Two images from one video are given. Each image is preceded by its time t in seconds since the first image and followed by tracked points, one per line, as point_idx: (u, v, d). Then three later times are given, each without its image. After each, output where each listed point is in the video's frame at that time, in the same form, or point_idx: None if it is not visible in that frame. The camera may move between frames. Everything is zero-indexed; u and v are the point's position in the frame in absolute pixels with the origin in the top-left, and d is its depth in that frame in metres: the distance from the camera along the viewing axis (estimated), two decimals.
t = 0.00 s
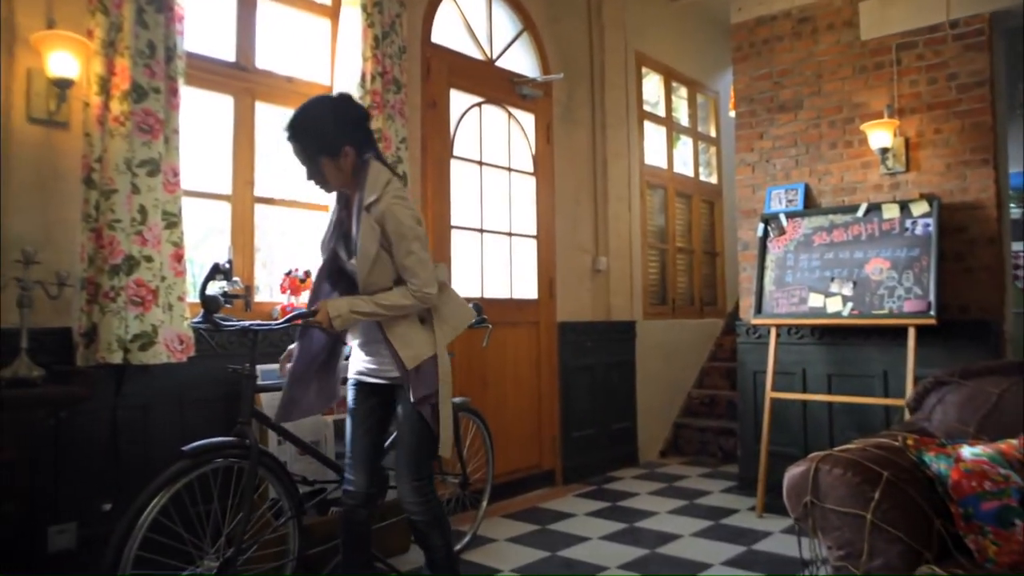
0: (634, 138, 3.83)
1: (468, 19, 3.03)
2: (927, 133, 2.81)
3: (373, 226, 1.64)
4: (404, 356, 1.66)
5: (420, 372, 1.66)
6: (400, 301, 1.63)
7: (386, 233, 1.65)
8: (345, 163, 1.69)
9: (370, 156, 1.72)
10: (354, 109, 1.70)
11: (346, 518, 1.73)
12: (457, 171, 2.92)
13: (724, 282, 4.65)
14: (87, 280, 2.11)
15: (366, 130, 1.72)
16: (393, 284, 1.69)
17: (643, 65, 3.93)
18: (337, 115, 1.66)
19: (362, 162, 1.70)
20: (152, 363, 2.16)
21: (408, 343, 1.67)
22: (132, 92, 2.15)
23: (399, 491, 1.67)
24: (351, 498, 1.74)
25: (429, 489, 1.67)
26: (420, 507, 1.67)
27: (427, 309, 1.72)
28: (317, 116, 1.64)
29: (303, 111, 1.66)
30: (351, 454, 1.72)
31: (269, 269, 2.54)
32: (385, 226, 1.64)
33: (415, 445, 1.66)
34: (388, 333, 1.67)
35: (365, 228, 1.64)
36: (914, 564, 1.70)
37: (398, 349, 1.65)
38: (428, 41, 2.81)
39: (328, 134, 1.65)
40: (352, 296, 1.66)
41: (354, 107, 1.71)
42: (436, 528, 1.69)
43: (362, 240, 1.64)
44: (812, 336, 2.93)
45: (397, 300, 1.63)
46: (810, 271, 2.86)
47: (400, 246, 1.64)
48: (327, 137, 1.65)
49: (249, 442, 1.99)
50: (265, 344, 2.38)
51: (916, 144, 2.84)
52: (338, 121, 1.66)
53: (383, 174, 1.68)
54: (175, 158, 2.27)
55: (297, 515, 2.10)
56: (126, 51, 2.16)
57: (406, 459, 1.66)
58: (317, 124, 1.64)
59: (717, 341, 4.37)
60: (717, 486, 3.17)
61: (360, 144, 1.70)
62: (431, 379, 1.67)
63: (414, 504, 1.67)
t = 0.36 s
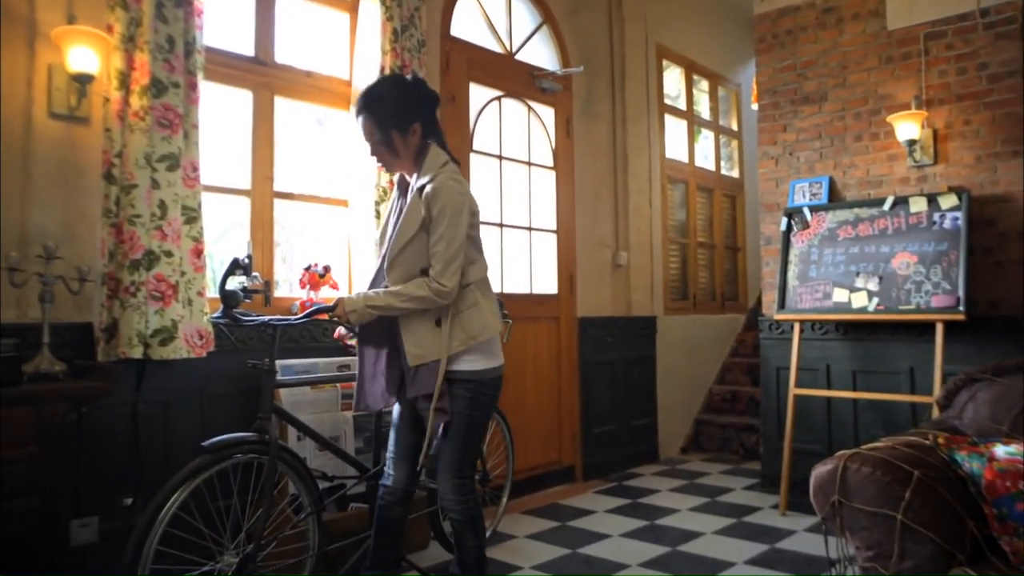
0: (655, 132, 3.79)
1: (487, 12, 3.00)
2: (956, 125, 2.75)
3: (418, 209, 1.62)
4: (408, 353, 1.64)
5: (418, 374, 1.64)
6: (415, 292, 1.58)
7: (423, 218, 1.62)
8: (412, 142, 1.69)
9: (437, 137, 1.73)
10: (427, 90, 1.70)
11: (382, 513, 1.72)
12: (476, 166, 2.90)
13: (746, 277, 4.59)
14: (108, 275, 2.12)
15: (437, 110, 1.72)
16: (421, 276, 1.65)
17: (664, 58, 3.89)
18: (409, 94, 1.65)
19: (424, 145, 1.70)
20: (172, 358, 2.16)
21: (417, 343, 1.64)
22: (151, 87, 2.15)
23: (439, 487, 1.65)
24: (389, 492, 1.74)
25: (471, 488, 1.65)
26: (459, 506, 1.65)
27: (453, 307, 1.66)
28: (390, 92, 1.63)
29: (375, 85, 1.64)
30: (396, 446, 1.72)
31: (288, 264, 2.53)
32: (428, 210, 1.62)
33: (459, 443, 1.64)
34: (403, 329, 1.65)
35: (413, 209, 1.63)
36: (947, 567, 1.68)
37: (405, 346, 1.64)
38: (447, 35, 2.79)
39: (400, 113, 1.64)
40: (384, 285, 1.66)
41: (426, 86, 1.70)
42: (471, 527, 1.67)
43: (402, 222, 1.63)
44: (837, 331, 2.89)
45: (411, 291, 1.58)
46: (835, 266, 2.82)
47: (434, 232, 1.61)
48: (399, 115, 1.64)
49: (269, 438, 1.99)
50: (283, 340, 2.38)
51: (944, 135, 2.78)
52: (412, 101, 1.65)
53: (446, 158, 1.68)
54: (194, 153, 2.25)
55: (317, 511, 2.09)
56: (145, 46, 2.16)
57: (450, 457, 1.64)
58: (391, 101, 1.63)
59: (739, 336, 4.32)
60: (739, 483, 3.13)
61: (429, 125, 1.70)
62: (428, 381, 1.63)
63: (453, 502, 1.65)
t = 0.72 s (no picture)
0: (665, 130, 3.77)
1: (497, 10, 2.99)
2: (971, 121, 2.72)
3: (436, 201, 1.60)
4: (415, 347, 1.63)
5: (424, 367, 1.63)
6: (421, 288, 1.56)
7: (440, 211, 1.60)
8: (441, 126, 1.67)
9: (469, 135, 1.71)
10: (472, 86, 1.69)
11: (399, 514, 1.68)
12: (486, 164, 2.88)
13: (758, 275, 4.56)
14: (117, 274, 2.11)
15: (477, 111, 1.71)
16: (433, 270, 1.62)
17: (674, 56, 3.87)
18: (453, 81, 1.65)
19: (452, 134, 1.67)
20: (181, 357, 2.17)
21: (426, 341, 1.63)
22: (161, 86, 2.15)
23: (458, 488, 1.63)
24: (406, 492, 1.70)
25: (490, 488, 1.64)
26: (477, 507, 1.64)
27: (462, 304, 1.65)
28: (436, 70, 1.63)
29: (424, 61, 1.63)
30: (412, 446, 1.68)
31: (298, 263, 2.52)
32: (446, 203, 1.59)
33: (479, 444, 1.62)
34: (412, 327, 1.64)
35: (430, 200, 1.61)
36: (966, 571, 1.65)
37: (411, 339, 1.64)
38: (457, 32, 2.78)
39: (436, 91, 1.62)
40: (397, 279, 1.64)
41: (472, 84, 1.70)
42: (489, 527, 1.66)
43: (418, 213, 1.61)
44: (850, 331, 2.87)
45: (418, 287, 1.56)
46: (848, 265, 2.79)
47: (449, 226, 1.58)
48: (435, 93, 1.62)
49: (279, 438, 1.98)
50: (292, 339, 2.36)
51: (959, 132, 2.75)
52: (454, 87, 1.65)
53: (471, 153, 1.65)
54: (205, 151, 2.28)
55: (326, 511, 2.09)
56: (155, 44, 2.16)
57: (469, 457, 1.62)
58: (433, 78, 1.62)
59: (750, 335, 4.30)
60: (750, 483, 3.11)
61: (464, 119, 1.69)
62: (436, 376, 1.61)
63: (472, 504, 1.63)
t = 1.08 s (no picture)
0: (672, 129, 3.75)
1: (503, 9, 2.98)
2: (982, 120, 2.71)
3: (422, 200, 1.53)
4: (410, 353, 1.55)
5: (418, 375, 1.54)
6: (415, 294, 1.49)
7: (426, 210, 1.53)
8: (421, 118, 1.60)
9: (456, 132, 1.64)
10: (466, 84, 1.63)
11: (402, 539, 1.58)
12: (492, 164, 2.87)
13: (764, 275, 4.54)
14: (123, 273, 2.11)
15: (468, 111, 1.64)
16: (422, 272, 1.56)
17: (681, 55, 3.85)
18: (445, 76, 1.59)
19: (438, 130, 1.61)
20: (187, 357, 2.16)
21: (422, 349, 1.55)
22: (166, 85, 2.14)
23: (453, 501, 1.57)
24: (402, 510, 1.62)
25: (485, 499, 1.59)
26: (472, 518, 1.59)
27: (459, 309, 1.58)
28: (426, 60, 1.58)
29: (417, 52, 1.59)
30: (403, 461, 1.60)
31: (303, 263, 2.51)
32: (434, 203, 1.53)
33: (472, 455, 1.56)
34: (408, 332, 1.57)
35: (415, 200, 1.54)
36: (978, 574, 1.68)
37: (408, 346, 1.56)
38: (463, 31, 2.76)
39: (419, 81, 1.56)
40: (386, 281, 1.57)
41: (467, 82, 1.64)
42: (486, 536, 1.62)
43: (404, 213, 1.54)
44: (858, 331, 2.85)
45: (412, 293, 1.49)
46: (857, 264, 2.78)
47: (437, 226, 1.52)
48: (419, 83, 1.57)
49: (284, 438, 1.97)
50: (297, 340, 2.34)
51: (970, 130, 2.73)
52: (444, 80, 1.59)
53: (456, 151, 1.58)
54: (210, 151, 2.27)
55: (332, 512, 2.07)
56: (161, 43, 2.14)
57: (463, 470, 1.56)
58: (420, 68, 1.57)
59: (757, 335, 4.28)
60: (758, 484, 3.09)
61: (452, 116, 1.62)
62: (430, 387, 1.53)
63: (467, 515, 1.58)
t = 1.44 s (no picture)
0: (686, 129, 3.72)
1: (516, 10, 2.97)
2: (1001, 119, 2.66)
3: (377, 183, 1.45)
4: (394, 351, 1.45)
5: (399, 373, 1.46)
6: (393, 282, 1.39)
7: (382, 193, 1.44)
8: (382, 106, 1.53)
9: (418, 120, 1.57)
10: (428, 69, 1.56)
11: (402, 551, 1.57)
12: (504, 165, 2.86)
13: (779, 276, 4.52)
14: (136, 275, 2.11)
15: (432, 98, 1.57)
16: (391, 259, 1.47)
17: (694, 54, 3.83)
18: (408, 60, 1.52)
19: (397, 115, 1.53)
20: (200, 358, 2.14)
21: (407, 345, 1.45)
22: (179, 86, 2.15)
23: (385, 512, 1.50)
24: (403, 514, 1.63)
25: (416, 517, 1.48)
26: (400, 536, 1.49)
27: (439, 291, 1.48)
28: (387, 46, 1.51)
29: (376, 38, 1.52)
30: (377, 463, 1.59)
31: (316, 264, 2.50)
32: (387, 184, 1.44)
33: (407, 466, 1.48)
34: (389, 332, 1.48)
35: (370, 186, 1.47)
36: None
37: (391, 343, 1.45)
38: (475, 31, 2.75)
39: (379, 67, 1.49)
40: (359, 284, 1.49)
41: (431, 68, 1.57)
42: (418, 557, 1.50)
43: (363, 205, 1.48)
44: (875, 333, 2.82)
45: (391, 282, 1.39)
46: (873, 265, 2.76)
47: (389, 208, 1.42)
48: (378, 68, 1.50)
49: (297, 440, 1.97)
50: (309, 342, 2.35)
51: (988, 130, 2.69)
52: (405, 65, 1.51)
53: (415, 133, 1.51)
54: (223, 152, 2.26)
55: (345, 513, 2.07)
56: (174, 45, 2.15)
57: (398, 477, 1.48)
58: (377, 53, 1.50)
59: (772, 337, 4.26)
60: (774, 486, 3.07)
61: (415, 102, 1.55)
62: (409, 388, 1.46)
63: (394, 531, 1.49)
